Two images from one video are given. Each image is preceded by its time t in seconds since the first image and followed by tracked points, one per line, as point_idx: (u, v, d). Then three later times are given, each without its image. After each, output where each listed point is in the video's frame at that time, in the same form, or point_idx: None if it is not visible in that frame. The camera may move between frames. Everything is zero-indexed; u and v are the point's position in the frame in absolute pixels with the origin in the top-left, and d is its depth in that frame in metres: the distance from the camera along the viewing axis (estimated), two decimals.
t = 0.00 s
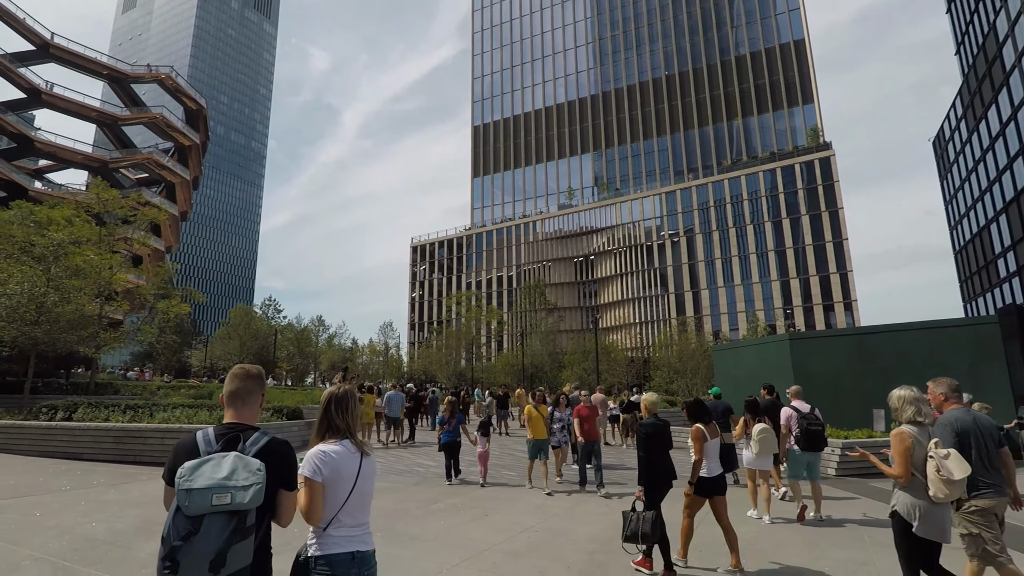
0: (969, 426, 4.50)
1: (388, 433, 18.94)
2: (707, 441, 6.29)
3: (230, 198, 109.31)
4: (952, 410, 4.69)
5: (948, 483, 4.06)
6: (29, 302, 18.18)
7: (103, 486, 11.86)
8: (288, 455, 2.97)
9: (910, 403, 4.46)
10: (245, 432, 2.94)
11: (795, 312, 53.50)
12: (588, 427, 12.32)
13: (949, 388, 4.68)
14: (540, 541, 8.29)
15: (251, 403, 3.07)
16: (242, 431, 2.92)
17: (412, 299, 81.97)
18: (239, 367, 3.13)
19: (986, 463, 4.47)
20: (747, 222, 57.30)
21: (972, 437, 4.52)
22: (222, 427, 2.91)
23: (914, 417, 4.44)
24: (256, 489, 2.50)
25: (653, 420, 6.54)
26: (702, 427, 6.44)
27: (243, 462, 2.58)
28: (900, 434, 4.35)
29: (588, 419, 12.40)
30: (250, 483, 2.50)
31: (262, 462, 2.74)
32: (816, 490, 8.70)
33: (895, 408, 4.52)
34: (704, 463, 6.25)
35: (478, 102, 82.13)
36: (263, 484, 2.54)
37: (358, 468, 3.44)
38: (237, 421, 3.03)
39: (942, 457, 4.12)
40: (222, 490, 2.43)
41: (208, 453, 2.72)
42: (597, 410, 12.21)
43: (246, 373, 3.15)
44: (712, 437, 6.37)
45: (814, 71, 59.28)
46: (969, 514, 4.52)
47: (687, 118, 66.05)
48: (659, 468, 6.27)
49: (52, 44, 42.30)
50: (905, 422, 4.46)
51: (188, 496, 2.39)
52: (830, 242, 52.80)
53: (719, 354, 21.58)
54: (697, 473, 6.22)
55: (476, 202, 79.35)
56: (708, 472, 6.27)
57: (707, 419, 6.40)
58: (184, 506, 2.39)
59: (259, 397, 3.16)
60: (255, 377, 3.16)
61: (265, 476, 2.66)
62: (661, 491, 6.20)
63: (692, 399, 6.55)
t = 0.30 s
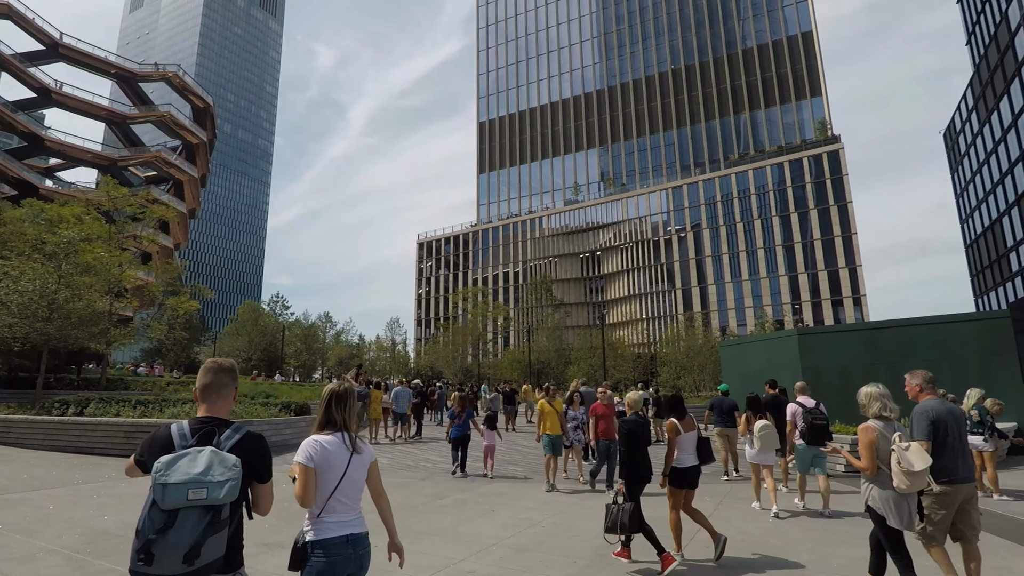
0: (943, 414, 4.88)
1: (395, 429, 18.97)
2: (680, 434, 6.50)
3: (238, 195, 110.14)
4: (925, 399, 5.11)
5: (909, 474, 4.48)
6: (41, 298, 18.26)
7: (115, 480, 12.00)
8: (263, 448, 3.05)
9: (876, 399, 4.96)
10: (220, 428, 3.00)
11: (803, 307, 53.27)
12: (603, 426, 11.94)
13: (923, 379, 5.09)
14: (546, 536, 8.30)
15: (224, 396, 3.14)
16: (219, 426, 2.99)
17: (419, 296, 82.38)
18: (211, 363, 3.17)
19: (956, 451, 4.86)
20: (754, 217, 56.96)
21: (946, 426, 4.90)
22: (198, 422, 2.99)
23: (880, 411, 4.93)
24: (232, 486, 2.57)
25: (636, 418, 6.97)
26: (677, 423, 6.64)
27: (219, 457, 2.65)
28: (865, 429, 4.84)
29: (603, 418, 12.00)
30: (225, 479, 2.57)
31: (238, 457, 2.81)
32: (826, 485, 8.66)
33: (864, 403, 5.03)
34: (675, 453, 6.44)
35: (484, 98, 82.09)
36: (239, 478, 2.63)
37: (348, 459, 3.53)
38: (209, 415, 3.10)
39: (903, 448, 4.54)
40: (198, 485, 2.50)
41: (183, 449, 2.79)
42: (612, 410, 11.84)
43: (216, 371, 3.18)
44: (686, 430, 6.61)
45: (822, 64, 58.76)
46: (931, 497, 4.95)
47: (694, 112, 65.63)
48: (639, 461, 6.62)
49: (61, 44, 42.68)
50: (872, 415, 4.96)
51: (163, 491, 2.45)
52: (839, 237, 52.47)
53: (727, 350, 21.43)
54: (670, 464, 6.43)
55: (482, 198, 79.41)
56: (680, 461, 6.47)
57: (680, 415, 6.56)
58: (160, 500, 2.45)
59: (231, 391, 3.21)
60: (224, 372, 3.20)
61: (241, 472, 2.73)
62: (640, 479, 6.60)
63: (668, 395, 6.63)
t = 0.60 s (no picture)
0: (925, 415, 5.01)
1: (413, 429, 19.04)
2: (673, 430, 6.96)
3: (255, 198, 111.56)
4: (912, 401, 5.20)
5: (883, 468, 4.67)
6: (65, 303, 18.53)
7: (139, 480, 12.20)
8: (265, 447, 3.15)
9: (863, 397, 5.21)
10: (222, 428, 3.11)
11: (822, 302, 52.61)
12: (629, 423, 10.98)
13: (905, 380, 5.28)
14: (565, 535, 8.26)
15: (225, 399, 3.22)
16: (220, 426, 3.10)
17: (435, 295, 82.95)
18: (214, 363, 3.24)
19: (941, 450, 4.96)
20: (771, 212, 56.31)
21: (932, 425, 5.00)
22: (199, 421, 3.10)
23: (866, 409, 5.16)
24: (232, 482, 2.72)
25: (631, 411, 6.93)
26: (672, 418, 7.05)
27: (221, 455, 2.80)
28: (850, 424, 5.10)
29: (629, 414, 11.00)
30: (227, 475, 2.72)
31: (239, 455, 2.94)
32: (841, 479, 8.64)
33: (851, 401, 5.29)
34: (670, 450, 6.86)
35: (496, 96, 82.13)
36: (240, 475, 2.78)
37: (358, 452, 3.74)
38: (212, 415, 3.20)
39: (879, 444, 4.74)
40: (200, 480, 2.66)
41: (183, 447, 2.91)
42: (640, 405, 10.83)
43: (220, 371, 3.27)
44: (680, 426, 7.02)
45: (839, 55, 57.84)
46: (915, 493, 5.04)
47: (708, 106, 64.97)
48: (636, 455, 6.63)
49: (82, 53, 43.54)
50: (858, 412, 5.19)
51: (166, 487, 2.61)
52: (859, 230, 51.71)
53: (745, 347, 21.22)
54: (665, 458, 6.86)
55: (496, 197, 79.56)
56: (675, 457, 6.88)
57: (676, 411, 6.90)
58: (163, 497, 2.60)
59: (235, 390, 3.31)
60: (230, 371, 3.30)
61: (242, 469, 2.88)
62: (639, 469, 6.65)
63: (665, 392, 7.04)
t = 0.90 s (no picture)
0: (910, 407, 5.50)
1: (432, 429, 19.11)
2: (670, 427, 7.12)
3: (274, 202, 113.11)
4: (899, 394, 5.68)
5: (877, 458, 4.85)
6: (93, 308, 18.90)
7: (165, 481, 12.40)
8: (285, 447, 3.23)
9: (852, 392, 5.38)
10: (246, 426, 3.18)
11: (846, 299, 51.83)
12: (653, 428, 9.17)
13: (894, 373, 5.71)
14: (587, 536, 8.20)
15: (248, 402, 3.27)
16: (244, 425, 3.17)
17: (453, 296, 83.46)
18: (235, 367, 3.29)
19: (925, 439, 5.44)
20: (792, 208, 55.62)
21: (914, 416, 5.51)
22: (223, 421, 3.16)
23: (854, 404, 5.36)
24: (262, 477, 2.84)
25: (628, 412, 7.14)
26: (670, 417, 7.20)
27: (248, 452, 2.90)
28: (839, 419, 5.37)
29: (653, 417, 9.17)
30: (255, 472, 2.84)
31: (266, 452, 3.05)
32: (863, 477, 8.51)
33: (841, 397, 5.46)
34: (666, 448, 7.02)
35: (511, 97, 82.24)
36: (267, 473, 2.89)
37: (371, 453, 3.83)
38: (233, 416, 3.25)
39: (873, 435, 4.93)
40: (232, 476, 2.78)
41: (210, 447, 2.98)
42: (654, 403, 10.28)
43: (242, 374, 3.32)
44: (678, 425, 7.15)
45: (860, 48, 56.87)
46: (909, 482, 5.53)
47: (726, 102, 64.30)
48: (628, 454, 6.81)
49: (106, 63, 44.50)
50: (847, 408, 5.39)
51: (200, 482, 2.73)
52: (883, 226, 50.87)
53: (766, 346, 20.97)
54: (663, 455, 7.05)
55: (512, 197, 79.65)
56: (671, 456, 6.98)
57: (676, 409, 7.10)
58: (197, 490, 2.73)
59: (256, 393, 3.34)
60: (254, 377, 3.34)
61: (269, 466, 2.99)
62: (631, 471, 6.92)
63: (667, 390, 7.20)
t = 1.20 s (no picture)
0: (907, 413, 5.74)
1: (450, 432, 19.15)
2: (670, 430, 7.10)
3: (293, 207, 114.57)
4: (900, 399, 5.88)
5: (859, 459, 4.98)
6: (117, 313, 19.34)
7: (188, 482, 12.58)
8: (309, 449, 3.25)
9: (838, 396, 5.64)
10: (274, 429, 3.21)
11: (868, 301, 51.05)
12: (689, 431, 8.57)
13: (896, 380, 5.85)
14: (606, 540, 8.15)
15: (273, 405, 3.27)
16: (272, 428, 3.20)
17: (469, 299, 83.81)
18: (262, 372, 3.29)
19: (924, 444, 5.58)
20: (813, 208, 54.96)
21: (910, 420, 5.74)
22: (254, 422, 3.19)
23: (841, 408, 5.59)
24: (295, 476, 2.89)
25: (626, 412, 7.22)
26: (669, 420, 7.24)
27: (280, 453, 2.93)
28: (827, 423, 5.42)
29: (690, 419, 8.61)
30: (289, 470, 2.89)
31: (296, 454, 3.07)
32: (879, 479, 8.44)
33: (828, 402, 5.70)
34: (665, 449, 7.02)
35: (527, 100, 82.34)
36: (299, 471, 2.93)
37: (387, 453, 3.89)
38: (261, 418, 3.26)
39: (856, 438, 5.05)
40: (266, 475, 2.80)
41: (244, 446, 3.01)
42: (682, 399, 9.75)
43: (270, 378, 3.32)
44: (676, 427, 7.17)
45: (881, 46, 55.99)
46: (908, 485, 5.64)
47: (744, 103, 63.65)
48: (625, 453, 6.98)
49: (130, 72, 45.37)
50: (834, 411, 5.62)
51: (238, 479, 2.76)
52: (907, 226, 50.01)
53: (787, 347, 20.69)
54: (661, 456, 7.06)
55: (528, 200, 79.68)
56: (671, 457, 7.01)
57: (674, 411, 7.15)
58: (235, 487, 2.76)
59: (281, 396, 3.34)
60: (280, 381, 3.32)
61: (299, 466, 3.02)
62: (626, 472, 6.95)
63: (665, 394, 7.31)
